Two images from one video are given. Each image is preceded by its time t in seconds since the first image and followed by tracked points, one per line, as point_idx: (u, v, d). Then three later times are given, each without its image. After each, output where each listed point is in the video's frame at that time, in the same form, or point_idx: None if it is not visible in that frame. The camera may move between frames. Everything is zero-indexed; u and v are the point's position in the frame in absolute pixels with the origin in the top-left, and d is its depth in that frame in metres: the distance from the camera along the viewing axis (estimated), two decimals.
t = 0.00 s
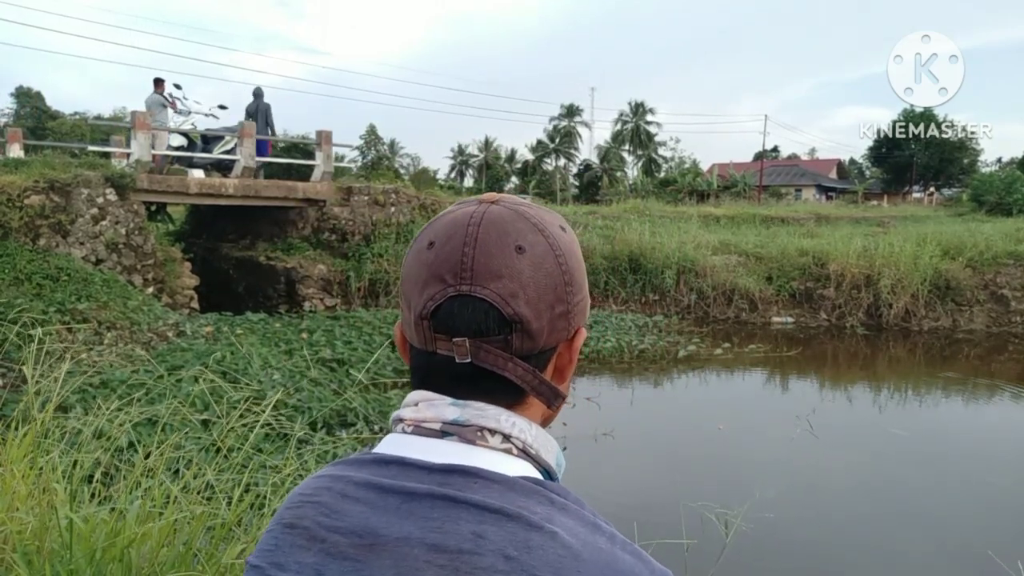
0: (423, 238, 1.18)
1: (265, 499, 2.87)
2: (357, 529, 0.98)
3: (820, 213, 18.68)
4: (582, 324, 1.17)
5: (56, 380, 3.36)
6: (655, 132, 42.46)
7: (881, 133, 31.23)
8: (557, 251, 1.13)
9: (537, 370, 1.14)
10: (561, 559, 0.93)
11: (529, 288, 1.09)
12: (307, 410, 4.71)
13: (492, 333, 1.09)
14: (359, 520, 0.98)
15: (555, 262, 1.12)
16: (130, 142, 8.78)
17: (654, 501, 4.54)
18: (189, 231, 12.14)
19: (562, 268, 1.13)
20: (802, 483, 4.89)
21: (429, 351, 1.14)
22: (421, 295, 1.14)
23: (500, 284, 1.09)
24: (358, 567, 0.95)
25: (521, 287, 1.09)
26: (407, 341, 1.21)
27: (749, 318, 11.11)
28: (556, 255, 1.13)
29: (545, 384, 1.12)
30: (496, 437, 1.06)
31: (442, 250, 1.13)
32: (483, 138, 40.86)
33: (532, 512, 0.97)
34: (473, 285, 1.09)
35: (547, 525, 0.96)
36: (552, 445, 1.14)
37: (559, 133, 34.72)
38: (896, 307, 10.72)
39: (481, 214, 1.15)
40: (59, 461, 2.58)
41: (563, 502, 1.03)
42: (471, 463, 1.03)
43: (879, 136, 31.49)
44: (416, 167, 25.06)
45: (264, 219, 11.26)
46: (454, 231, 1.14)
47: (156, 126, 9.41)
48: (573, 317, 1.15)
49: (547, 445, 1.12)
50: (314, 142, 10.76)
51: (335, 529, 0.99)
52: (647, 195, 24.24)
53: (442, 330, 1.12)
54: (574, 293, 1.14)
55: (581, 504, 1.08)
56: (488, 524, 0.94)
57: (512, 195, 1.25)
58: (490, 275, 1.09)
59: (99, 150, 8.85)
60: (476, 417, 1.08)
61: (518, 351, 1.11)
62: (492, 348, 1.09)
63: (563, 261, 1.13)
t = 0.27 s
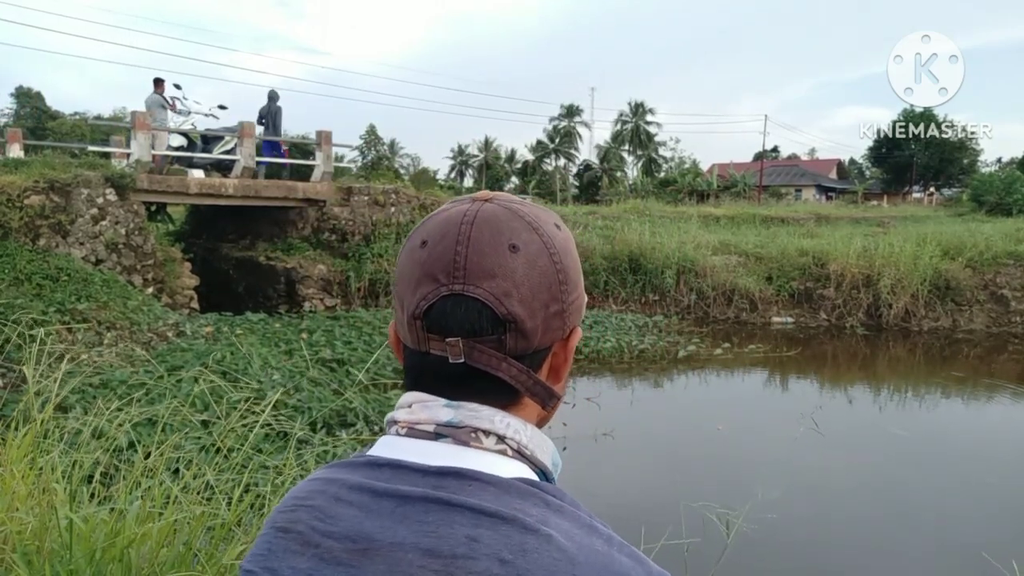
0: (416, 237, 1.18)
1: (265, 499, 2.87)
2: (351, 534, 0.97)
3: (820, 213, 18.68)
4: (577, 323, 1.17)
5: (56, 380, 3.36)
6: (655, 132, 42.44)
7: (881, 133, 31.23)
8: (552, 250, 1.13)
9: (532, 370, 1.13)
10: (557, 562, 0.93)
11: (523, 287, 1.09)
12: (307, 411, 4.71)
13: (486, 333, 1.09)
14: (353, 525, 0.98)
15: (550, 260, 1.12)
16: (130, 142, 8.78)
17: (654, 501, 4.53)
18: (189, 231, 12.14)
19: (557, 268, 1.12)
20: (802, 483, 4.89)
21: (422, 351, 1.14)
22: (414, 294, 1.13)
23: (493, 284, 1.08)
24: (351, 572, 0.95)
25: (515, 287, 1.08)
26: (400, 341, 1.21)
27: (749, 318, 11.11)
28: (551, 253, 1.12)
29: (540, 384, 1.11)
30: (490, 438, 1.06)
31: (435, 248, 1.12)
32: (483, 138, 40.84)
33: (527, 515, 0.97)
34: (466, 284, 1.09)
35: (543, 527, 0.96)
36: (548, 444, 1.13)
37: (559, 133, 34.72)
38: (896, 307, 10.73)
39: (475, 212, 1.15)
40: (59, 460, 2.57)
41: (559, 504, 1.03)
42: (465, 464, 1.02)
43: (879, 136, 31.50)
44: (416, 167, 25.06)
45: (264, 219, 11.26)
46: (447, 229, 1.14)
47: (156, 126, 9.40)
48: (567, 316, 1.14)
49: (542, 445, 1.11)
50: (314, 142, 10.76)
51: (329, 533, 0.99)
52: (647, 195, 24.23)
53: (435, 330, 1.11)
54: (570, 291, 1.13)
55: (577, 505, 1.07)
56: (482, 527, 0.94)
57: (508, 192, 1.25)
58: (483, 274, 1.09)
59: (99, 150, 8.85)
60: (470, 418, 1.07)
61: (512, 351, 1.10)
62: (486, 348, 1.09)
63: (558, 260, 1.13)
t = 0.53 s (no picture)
0: (419, 236, 1.17)
1: (265, 499, 2.87)
2: (347, 536, 0.97)
3: (820, 213, 18.68)
4: (578, 325, 1.19)
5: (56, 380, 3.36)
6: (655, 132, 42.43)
7: (881, 133, 31.22)
8: (558, 253, 1.14)
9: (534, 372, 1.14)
10: (553, 562, 0.93)
11: (531, 290, 1.10)
12: (308, 411, 4.71)
13: (494, 335, 1.09)
14: (349, 527, 0.98)
15: (556, 263, 1.13)
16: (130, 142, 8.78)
17: (655, 501, 4.53)
18: (189, 231, 12.14)
19: (562, 270, 1.14)
20: (802, 484, 4.89)
21: (425, 352, 1.13)
22: (418, 295, 1.12)
23: (503, 286, 1.08)
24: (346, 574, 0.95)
25: (523, 290, 1.09)
26: (399, 341, 1.20)
27: (749, 318, 11.11)
28: (557, 256, 1.13)
29: (545, 386, 1.12)
30: (487, 439, 1.06)
31: (442, 248, 1.12)
32: (483, 138, 40.84)
33: (524, 515, 0.97)
34: (475, 287, 1.09)
35: (539, 527, 0.96)
36: (545, 443, 1.13)
37: (559, 133, 34.71)
38: (896, 307, 10.73)
39: (481, 212, 1.14)
40: (59, 461, 2.57)
41: (556, 503, 1.03)
42: (461, 466, 1.02)
43: (879, 136, 31.48)
44: (416, 167, 25.06)
45: (264, 219, 11.26)
46: (453, 229, 1.13)
47: (156, 126, 9.39)
48: (571, 319, 1.16)
49: (540, 445, 1.12)
50: (314, 142, 10.76)
51: (324, 535, 0.99)
52: (647, 195, 24.24)
53: (441, 331, 1.11)
54: (573, 294, 1.15)
55: (575, 504, 1.07)
56: (478, 528, 0.94)
57: (506, 192, 1.25)
58: (492, 277, 1.09)
59: (99, 150, 8.85)
60: (466, 419, 1.07)
61: (518, 353, 1.11)
62: (492, 350, 1.09)
63: (564, 262, 1.14)
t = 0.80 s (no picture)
0: (420, 236, 1.16)
1: (265, 499, 2.88)
2: (344, 538, 0.97)
3: (820, 213, 18.68)
4: (578, 325, 1.21)
5: (56, 380, 3.36)
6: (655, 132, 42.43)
7: (881, 133, 31.22)
8: (561, 254, 1.15)
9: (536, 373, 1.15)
10: (552, 563, 0.94)
11: (538, 293, 1.11)
12: (308, 411, 4.71)
13: (500, 338, 1.10)
14: (346, 528, 0.98)
15: (560, 265, 1.14)
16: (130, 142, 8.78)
17: (654, 501, 4.54)
18: (189, 231, 12.14)
19: (566, 272, 1.15)
20: (802, 484, 4.89)
21: (428, 354, 1.13)
22: (423, 297, 1.11)
23: (511, 289, 1.09)
24: None
25: (531, 292, 1.10)
26: (398, 340, 1.19)
27: (749, 318, 11.11)
28: (561, 257, 1.15)
29: (549, 387, 1.13)
30: (486, 439, 1.06)
31: (448, 251, 1.11)
32: (483, 138, 40.84)
33: (522, 515, 0.97)
34: (483, 290, 1.09)
35: (537, 527, 0.96)
36: (544, 442, 1.14)
37: (559, 133, 34.70)
38: (896, 307, 10.73)
39: (486, 213, 1.14)
40: (59, 461, 2.57)
41: (556, 503, 1.03)
42: (459, 467, 1.03)
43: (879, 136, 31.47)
44: (416, 167, 25.08)
45: (264, 219, 11.26)
46: (458, 231, 1.12)
47: (156, 126, 9.39)
48: (573, 319, 1.17)
49: (539, 443, 1.12)
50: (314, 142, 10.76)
51: (321, 536, 0.99)
52: (647, 195, 24.24)
53: (446, 334, 1.11)
54: (575, 294, 1.17)
55: (573, 503, 1.08)
56: (476, 529, 0.94)
57: (503, 189, 1.25)
58: (500, 280, 1.09)
59: (99, 150, 8.85)
60: (465, 419, 1.07)
61: (523, 355, 1.12)
62: (498, 353, 1.10)
63: (567, 264, 1.15)
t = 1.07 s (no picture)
0: (420, 237, 1.16)
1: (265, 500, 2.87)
2: (342, 538, 0.97)
3: (820, 213, 18.67)
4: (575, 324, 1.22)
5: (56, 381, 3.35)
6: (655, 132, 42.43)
7: (881, 133, 31.22)
8: (560, 255, 1.16)
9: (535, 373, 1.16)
10: (550, 564, 0.93)
11: (539, 295, 1.11)
12: (308, 411, 4.71)
13: (501, 340, 1.10)
14: (344, 528, 0.98)
15: (560, 266, 1.15)
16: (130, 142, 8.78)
17: (654, 501, 4.54)
18: (189, 231, 12.14)
19: (566, 273, 1.16)
20: (802, 484, 4.89)
21: (428, 356, 1.13)
22: (423, 300, 1.11)
23: (513, 292, 1.09)
24: None
25: (531, 295, 1.10)
26: (396, 340, 1.19)
27: (749, 318, 11.11)
28: (561, 259, 1.15)
29: (548, 388, 1.14)
30: (484, 440, 1.06)
31: (449, 253, 1.11)
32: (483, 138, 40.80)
33: (519, 516, 0.97)
34: (484, 292, 1.09)
35: (535, 528, 0.96)
36: (541, 442, 1.14)
37: (558, 133, 34.70)
38: (896, 307, 10.72)
39: (486, 215, 1.14)
40: (60, 461, 2.57)
41: (553, 503, 1.03)
42: (457, 467, 1.03)
43: (879, 136, 31.46)
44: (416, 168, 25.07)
45: (264, 219, 11.26)
46: (458, 232, 1.12)
47: (156, 126, 9.39)
48: (572, 320, 1.19)
49: (537, 443, 1.13)
50: (314, 142, 10.76)
51: (319, 537, 0.99)
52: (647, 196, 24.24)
53: (447, 336, 1.11)
54: (575, 295, 1.18)
55: (571, 505, 1.08)
56: (474, 530, 0.93)
57: (501, 188, 1.24)
58: (502, 282, 1.09)
59: (99, 150, 8.85)
60: (463, 420, 1.07)
61: (523, 356, 1.13)
62: (499, 355, 1.10)
63: (567, 265, 1.16)
